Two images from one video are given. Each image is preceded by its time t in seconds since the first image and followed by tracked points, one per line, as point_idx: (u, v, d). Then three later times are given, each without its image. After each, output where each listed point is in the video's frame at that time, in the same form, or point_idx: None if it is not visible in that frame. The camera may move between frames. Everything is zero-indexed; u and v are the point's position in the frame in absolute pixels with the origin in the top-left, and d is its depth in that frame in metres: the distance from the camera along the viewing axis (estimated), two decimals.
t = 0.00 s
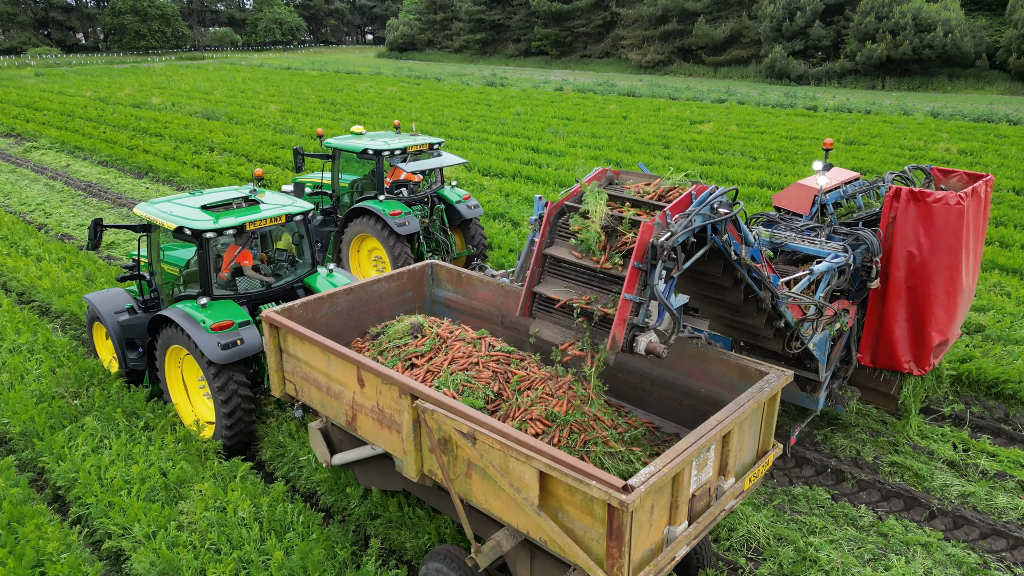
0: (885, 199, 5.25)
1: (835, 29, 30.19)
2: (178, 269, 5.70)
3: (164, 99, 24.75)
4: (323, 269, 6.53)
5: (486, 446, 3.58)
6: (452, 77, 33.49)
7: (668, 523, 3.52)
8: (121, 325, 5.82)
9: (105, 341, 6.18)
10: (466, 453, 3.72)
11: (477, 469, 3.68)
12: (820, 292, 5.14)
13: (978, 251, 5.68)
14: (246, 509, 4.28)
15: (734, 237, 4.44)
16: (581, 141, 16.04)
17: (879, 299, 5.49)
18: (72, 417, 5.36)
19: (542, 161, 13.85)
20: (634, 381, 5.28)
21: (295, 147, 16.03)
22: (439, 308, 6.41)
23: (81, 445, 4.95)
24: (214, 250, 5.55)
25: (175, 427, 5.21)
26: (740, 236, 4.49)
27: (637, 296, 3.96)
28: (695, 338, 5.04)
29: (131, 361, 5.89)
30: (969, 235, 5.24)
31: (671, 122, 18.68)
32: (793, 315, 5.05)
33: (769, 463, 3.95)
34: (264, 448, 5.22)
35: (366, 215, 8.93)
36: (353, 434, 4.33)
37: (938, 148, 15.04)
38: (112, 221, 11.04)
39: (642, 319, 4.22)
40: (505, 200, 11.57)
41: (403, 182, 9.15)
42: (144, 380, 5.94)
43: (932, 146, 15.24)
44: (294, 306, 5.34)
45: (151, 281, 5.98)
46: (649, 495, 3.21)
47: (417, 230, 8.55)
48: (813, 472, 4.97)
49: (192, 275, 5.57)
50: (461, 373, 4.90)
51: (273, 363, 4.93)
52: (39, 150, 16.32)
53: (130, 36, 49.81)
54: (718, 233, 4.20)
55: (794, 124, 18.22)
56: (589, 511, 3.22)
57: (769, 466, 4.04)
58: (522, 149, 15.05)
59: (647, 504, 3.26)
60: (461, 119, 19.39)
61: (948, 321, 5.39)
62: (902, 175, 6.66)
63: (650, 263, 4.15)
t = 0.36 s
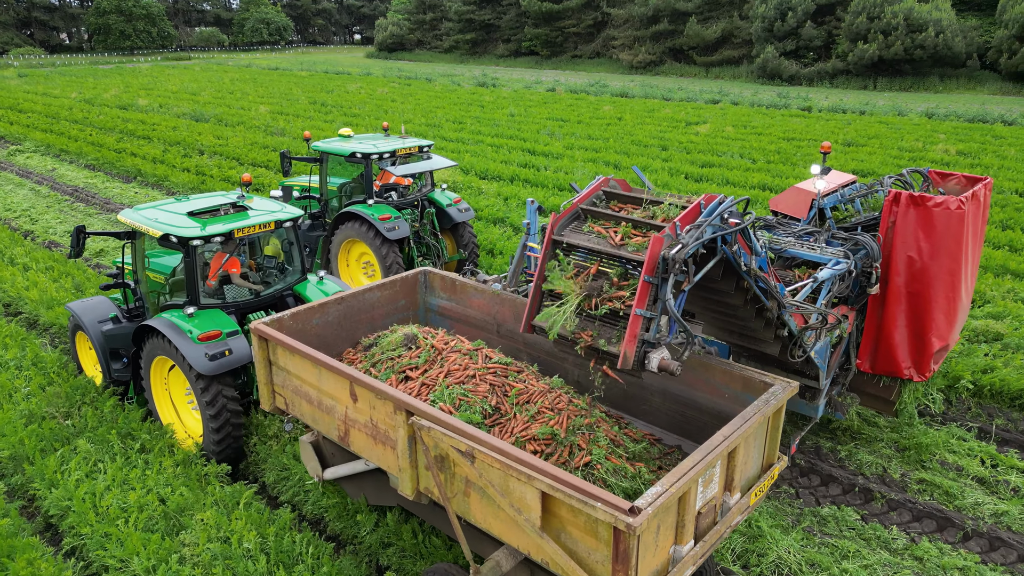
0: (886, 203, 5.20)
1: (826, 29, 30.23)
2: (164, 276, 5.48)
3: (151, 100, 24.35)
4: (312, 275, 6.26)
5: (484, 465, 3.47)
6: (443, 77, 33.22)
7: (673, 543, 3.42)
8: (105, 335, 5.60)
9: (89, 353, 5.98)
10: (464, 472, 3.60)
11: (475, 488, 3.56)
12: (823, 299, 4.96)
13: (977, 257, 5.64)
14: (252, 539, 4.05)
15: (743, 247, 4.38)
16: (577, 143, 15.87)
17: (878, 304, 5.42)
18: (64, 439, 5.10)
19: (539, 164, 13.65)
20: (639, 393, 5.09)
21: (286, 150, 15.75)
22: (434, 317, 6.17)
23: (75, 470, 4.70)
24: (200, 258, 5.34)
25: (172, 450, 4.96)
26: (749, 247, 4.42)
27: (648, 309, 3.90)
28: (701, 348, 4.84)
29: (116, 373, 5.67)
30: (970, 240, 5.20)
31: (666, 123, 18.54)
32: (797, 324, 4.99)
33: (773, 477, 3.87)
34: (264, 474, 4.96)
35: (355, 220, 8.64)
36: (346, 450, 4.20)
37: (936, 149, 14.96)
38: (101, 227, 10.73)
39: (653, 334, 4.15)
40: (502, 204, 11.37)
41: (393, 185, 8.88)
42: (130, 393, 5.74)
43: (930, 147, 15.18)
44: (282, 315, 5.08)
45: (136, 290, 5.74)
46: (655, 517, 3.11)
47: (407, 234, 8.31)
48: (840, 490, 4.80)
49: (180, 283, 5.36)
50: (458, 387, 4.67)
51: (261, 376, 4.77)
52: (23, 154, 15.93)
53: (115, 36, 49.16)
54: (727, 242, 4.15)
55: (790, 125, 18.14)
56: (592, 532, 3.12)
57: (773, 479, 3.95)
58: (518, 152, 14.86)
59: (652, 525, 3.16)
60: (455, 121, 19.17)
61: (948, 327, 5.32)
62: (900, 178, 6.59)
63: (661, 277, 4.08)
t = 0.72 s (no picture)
0: (888, 203, 5.01)
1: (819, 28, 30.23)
2: (151, 281, 5.27)
3: (139, 101, 23.95)
4: (305, 280, 6.07)
5: (489, 477, 3.33)
6: (434, 77, 32.92)
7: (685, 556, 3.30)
8: (91, 341, 5.45)
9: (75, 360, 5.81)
10: (467, 484, 3.46)
11: (479, 500, 3.42)
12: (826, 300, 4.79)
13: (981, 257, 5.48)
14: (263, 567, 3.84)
15: (747, 248, 4.18)
16: (576, 143, 15.68)
17: (881, 306, 5.23)
18: (60, 459, 4.86)
19: (537, 165, 13.44)
20: (644, 399, 4.88)
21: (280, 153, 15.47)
22: (429, 322, 5.98)
23: (73, 492, 4.46)
24: (189, 262, 5.11)
25: (173, 469, 4.73)
26: (753, 248, 4.22)
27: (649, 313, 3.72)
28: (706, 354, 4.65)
29: (102, 379, 5.52)
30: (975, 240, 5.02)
31: (663, 123, 18.40)
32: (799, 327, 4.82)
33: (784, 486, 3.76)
34: (273, 492, 4.73)
35: (348, 221, 8.40)
36: (344, 461, 4.05)
37: (936, 149, 14.87)
38: (91, 232, 10.42)
39: (655, 338, 3.95)
40: (502, 206, 11.17)
41: (384, 185, 8.64)
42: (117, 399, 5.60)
43: (930, 147, 15.10)
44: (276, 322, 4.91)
45: (123, 294, 5.54)
46: (668, 530, 2.98)
47: (400, 235, 8.08)
48: (872, 506, 4.63)
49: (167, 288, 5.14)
50: (458, 395, 4.52)
51: (255, 384, 4.62)
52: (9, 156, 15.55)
53: (100, 36, 48.47)
54: (730, 244, 3.96)
55: (787, 125, 18.05)
56: (602, 546, 2.99)
57: (784, 488, 3.85)
58: (516, 153, 14.66)
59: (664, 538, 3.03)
60: (449, 121, 18.94)
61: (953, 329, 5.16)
62: (903, 177, 6.44)
63: (663, 279, 3.88)
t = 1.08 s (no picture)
0: (891, 203, 4.93)
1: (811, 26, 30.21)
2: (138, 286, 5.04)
3: (126, 100, 23.55)
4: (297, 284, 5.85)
5: (493, 493, 3.16)
6: (426, 76, 32.64)
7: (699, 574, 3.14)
8: (76, 348, 5.25)
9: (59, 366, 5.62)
10: (470, 499, 3.28)
11: (484, 517, 3.25)
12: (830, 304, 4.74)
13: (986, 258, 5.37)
14: None
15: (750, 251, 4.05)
16: (573, 143, 15.50)
17: (884, 307, 5.14)
18: (56, 481, 4.62)
19: (537, 165, 13.24)
20: (651, 409, 4.70)
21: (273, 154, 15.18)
22: (426, 327, 5.75)
23: (72, 518, 4.22)
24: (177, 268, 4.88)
25: (176, 491, 4.50)
26: (755, 250, 4.09)
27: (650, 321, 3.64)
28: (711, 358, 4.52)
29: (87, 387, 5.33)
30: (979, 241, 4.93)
31: (661, 122, 18.25)
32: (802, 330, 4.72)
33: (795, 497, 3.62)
34: (282, 514, 4.50)
35: (339, 223, 8.13)
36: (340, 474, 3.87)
37: (936, 148, 14.80)
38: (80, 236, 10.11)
39: (656, 345, 3.84)
40: (502, 208, 10.97)
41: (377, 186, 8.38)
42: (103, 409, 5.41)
43: (930, 145, 15.02)
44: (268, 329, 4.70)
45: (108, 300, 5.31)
46: (683, 549, 2.82)
47: (393, 237, 7.82)
48: (907, 523, 4.47)
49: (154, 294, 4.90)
50: (458, 406, 4.31)
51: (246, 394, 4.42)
52: None
53: (85, 34, 47.79)
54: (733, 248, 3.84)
55: (784, 123, 17.94)
56: (613, 566, 2.82)
57: (794, 499, 3.71)
58: (514, 153, 14.46)
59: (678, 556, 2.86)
60: (443, 121, 18.70)
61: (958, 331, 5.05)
62: (905, 178, 6.19)
63: (665, 284, 3.78)
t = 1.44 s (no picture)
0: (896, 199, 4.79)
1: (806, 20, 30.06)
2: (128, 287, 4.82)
3: (114, 95, 23.09)
4: (292, 284, 5.61)
5: (501, 504, 2.97)
6: (418, 70, 32.30)
7: None
8: (63, 351, 5.04)
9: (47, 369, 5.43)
10: (477, 510, 3.09)
11: (492, 527, 3.05)
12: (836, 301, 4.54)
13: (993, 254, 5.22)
14: None
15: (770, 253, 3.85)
16: (572, 138, 15.29)
17: (888, 305, 5.01)
18: (57, 500, 4.40)
19: (536, 162, 13.01)
20: (657, 412, 4.50)
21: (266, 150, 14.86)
22: (424, 328, 5.53)
23: (76, 540, 4.01)
24: (168, 269, 4.66)
25: (186, 511, 4.29)
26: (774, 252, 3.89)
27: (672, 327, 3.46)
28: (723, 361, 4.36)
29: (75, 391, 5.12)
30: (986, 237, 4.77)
31: (659, 116, 18.06)
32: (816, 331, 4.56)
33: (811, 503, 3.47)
34: (295, 533, 4.30)
35: (331, 220, 7.88)
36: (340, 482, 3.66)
37: (937, 142, 14.70)
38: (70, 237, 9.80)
39: (678, 352, 3.65)
40: (503, 205, 10.74)
41: (370, 182, 8.13)
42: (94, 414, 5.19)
43: (931, 140, 14.91)
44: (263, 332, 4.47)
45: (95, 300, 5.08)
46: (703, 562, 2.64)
47: (387, 235, 7.58)
48: (946, 535, 4.33)
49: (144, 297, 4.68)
50: (462, 411, 4.08)
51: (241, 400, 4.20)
52: None
53: (70, 27, 46.96)
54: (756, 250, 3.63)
55: (783, 118, 17.79)
56: None
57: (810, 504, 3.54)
58: (513, 149, 14.23)
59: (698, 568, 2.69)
60: (438, 116, 18.43)
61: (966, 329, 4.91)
62: (909, 173, 5.99)
63: (686, 289, 3.58)
